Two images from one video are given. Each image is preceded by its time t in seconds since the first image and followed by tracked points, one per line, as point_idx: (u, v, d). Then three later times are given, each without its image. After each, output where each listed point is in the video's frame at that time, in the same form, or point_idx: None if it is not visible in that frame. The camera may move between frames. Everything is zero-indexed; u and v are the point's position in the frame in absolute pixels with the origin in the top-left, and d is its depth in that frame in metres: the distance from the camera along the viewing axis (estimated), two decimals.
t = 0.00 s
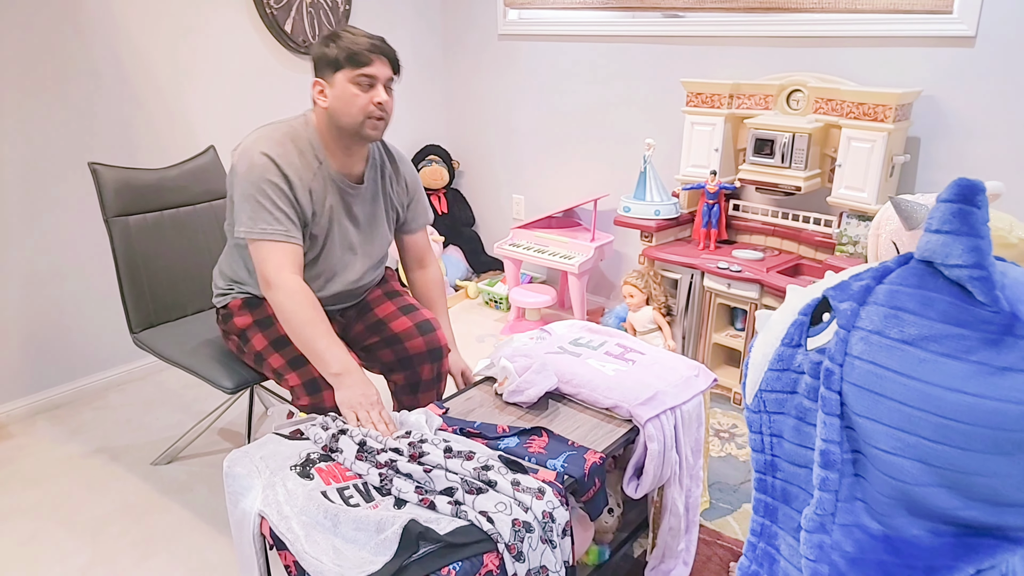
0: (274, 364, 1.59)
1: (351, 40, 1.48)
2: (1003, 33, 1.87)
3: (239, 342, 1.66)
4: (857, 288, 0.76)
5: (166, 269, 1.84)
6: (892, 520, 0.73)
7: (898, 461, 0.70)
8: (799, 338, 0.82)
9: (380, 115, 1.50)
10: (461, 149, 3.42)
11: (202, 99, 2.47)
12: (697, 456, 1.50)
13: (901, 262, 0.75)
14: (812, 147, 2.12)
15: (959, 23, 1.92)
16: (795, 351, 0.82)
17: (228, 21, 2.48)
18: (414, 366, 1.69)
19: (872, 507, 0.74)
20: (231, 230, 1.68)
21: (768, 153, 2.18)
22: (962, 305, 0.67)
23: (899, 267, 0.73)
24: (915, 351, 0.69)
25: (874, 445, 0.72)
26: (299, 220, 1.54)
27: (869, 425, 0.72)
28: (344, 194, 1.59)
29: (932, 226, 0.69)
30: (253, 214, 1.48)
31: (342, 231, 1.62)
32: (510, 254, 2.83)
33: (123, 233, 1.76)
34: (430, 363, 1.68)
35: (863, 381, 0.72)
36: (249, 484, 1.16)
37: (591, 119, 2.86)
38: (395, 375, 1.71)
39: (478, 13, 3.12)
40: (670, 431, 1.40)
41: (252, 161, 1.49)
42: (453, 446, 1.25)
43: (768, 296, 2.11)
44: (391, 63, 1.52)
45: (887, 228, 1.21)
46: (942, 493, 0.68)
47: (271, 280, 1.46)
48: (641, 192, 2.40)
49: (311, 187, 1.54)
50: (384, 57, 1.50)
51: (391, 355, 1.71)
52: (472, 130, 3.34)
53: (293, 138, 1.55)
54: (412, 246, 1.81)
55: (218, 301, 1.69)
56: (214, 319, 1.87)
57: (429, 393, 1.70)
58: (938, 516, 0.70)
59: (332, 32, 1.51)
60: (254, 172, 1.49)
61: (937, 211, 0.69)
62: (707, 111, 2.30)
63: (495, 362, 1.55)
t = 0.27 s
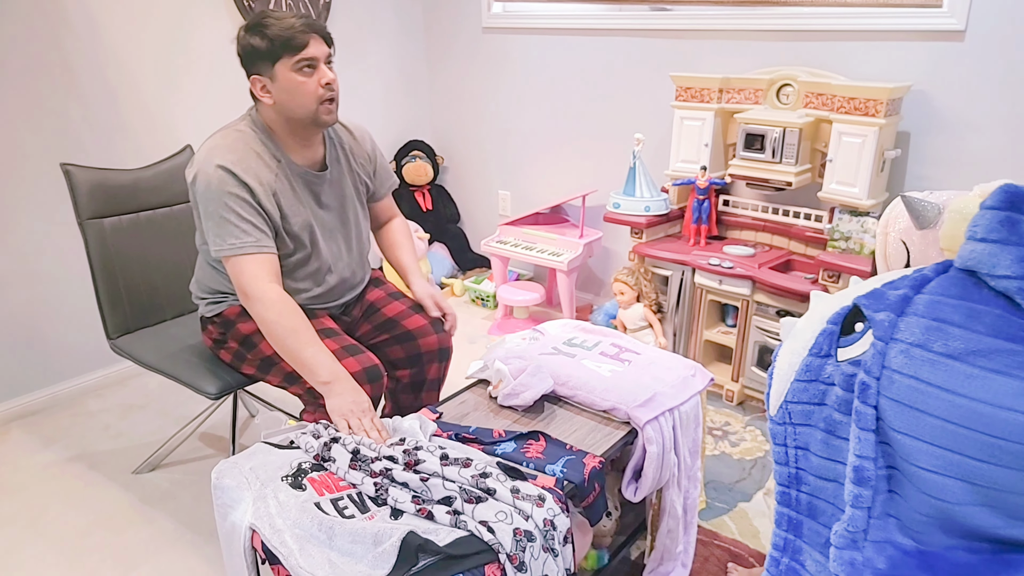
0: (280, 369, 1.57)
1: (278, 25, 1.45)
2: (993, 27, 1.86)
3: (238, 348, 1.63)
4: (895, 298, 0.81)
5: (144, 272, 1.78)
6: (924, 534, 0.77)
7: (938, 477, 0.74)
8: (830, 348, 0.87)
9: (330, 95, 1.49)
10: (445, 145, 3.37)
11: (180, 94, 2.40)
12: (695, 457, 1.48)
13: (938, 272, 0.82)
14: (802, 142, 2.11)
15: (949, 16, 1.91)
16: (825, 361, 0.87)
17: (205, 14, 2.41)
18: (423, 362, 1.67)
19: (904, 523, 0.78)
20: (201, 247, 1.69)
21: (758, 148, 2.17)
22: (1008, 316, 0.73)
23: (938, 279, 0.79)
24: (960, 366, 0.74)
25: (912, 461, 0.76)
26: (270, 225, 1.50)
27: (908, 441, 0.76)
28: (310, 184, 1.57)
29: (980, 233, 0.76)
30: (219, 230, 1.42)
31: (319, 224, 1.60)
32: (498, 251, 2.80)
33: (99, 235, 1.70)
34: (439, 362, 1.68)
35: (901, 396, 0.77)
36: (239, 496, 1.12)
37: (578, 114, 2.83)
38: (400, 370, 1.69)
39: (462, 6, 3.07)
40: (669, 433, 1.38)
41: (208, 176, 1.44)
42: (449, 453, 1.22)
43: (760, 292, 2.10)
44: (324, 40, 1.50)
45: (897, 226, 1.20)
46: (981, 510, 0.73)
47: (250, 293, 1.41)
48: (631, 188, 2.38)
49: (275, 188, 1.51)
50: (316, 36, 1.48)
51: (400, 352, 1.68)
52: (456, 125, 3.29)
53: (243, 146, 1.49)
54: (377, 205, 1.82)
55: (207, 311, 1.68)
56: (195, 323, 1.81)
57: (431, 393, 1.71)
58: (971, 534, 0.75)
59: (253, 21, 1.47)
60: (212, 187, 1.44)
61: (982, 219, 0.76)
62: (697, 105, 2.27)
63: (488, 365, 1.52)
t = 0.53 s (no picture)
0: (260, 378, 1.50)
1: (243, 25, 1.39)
2: (970, 24, 1.88)
3: (214, 358, 1.56)
4: (927, 305, 0.76)
5: (119, 279, 1.72)
6: (975, 543, 0.73)
7: (990, 487, 0.71)
8: (858, 361, 0.81)
9: (300, 96, 1.45)
10: (424, 143, 3.33)
11: (151, 94, 2.33)
12: (690, 457, 1.48)
13: (967, 276, 0.77)
14: (785, 140, 2.12)
15: (927, 14, 1.93)
16: (855, 375, 0.81)
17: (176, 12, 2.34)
18: (415, 365, 1.65)
19: (951, 536, 0.74)
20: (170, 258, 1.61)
21: (741, 146, 2.17)
22: None
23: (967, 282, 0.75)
24: (1007, 370, 0.70)
25: (960, 470, 0.72)
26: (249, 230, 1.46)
27: (955, 451, 0.72)
28: (286, 185, 1.52)
29: (1010, 237, 0.72)
30: (199, 241, 1.38)
31: (298, 226, 1.56)
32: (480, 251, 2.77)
33: (71, 242, 1.64)
34: (431, 364, 1.66)
35: (946, 406, 0.72)
36: (230, 511, 1.08)
37: (558, 112, 2.81)
38: (392, 371, 1.66)
39: (439, 3, 3.03)
40: (665, 434, 1.37)
41: (181, 187, 1.39)
42: (446, 461, 1.19)
43: (746, 289, 2.11)
44: (290, 38, 1.44)
45: (900, 224, 1.22)
46: None
47: (233, 302, 1.38)
48: (614, 186, 2.37)
49: (250, 193, 1.46)
50: (283, 35, 1.42)
51: (393, 354, 1.66)
52: (434, 124, 3.25)
53: (212, 152, 1.44)
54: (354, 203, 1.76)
55: (179, 322, 1.61)
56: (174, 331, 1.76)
57: (424, 397, 1.68)
58: None
59: (214, 19, 1.40)
60: (186, 197, 1.39)
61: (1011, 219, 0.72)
62: (679, 103, 2.27)
63: (480, 369, 1.51)
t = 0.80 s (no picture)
0: (214, 394, 1.44)
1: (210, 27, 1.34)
2: (931, 25, 1.94)
3: (173, 369, 1.49)
4: (918, 309, 0.78)
5: (81, 289, 1.65)
6: (1007, 538, 0.71)
7: (1012, 472, 0.70)
8: (860, 372, 0.81)
9: (269, 100, 1.40)
10: (391, 144, 3.29)
11: (109, 96, 2.25)
12: (674, 455, 1.49)
13: (947, 277, 0.80)
14: (755, 138, 2.15)
15: (889, 15, 1.98)
16: (859, 385, 0.80)
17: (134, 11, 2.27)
18: (392, 377, 1.61)
19: (981, 533, 0.71)
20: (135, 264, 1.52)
21: (712, 145, 2.19)
22: None
23: (946, 280, 0.78)
24: (1007, 356, 0.72)
25: (979, 462, 0.71)
26: (221, 238, 1.41)
27: (973, 443, 0.71)
28: (258, 189, 1.48)
29: (983, 233, 0.76)
30: (171, 252, 1.33)
31: (270, 231, 1.52)
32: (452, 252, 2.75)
33: (30, 252, 1.57)
34: (408, 377, 1.62)
35: (957, 400, 0.72)
36: (216, 527, 1.05)
37: (528, 112, 2.81)
38: (368, 385, 1.62)
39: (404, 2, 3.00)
40: (650, 433, 1.37)
41: (149, 198, 1.33)
42: (436, 468, 1.18)
43: (719, 286, 2.13)
44: (258, 41, 1.40)
45: (879, 223, 1.24)
46: None
47: (210, 313, 1.34)
48: (588, 186, 2.37)
49: (219, 201, 1.42)
50: (251, 38, 1.37)
51: (369, 365, 1.61)
52: (402, 124, 3.22)
53: (179, 160, 1.39)
54: (329, 206, 1.72)
55: (142, 331, 1.52)
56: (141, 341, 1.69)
57: (400, 410, 1.64)
58: None
59: (179, 21, 1.35)
60: (154, 208, 1.33)
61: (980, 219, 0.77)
62: (650, 103, 2.29)
63: (463, 373, 1.49)
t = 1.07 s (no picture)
0: (186, 400, 1.40)
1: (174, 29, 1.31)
2: (884, 24, 2.01)
3: (142, 376, 1.44)
4: (901, 284, 0.71)
5: (43, 297, 1.60)
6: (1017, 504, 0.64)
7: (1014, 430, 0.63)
8: (849, 350, 0.73)
9: (237, 105, 1.37)
10: (356, 144, 3.26)
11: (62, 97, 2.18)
12: (653, 448, 1.51)
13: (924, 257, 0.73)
14: (719, 134, 2.19)
15: (845, 14, 2.05)
16: (851, 363, 0.72)
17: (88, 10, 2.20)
18: (369, 382, 1.58)
19: (988, 498, 0.64)
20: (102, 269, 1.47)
21: (677, 142, 2.23)
22: (1010, 268, 0.67)
23: (923, 258, 0.72)
24: (994, 318, 0.66)
25: (975, 422, 0.64)
26: (192, 246, 1.39)
27: (969, 405, 0.64)
28: (229, 195, 1.45)
29: (952, 212, 0.70)
30: (139, 261, 1.30)
31: (242, 236, 1.50)
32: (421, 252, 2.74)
33: None
34: (385, 382, 1.59)
35: (949, 362, 0.65)
36: (202, 534, 1.03)
37: (494, 111, 2.81)
38: (344, 390, 1.59)
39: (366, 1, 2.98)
40: (630, 426, 1.39)
41: (114, 206, 1.30)
42: (423, 466, 1.17)
43: (688, 280, 2.17)
44: (227, 44, 1.36)
45: (848, 218, 1.28)
46: None
47: (182, 322, 1.31)
48: (557, 183, 2.39)
49: (190, 208, 1.39)
50: (218, 41, 1.34)
51: (345, 370, 1.58)
52: (366, 124, 3.19)
53: (146, 166, 1.35)
54: (305, 207, 1.70)
55: (110, 337, 1.47)
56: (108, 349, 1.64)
57: (377, 415, 1.61)
58: None
59: (143, 24, 1.32)
60: (121, 216, 1.30)
61: (946, 199, 0.70)
62: (616, 101, 2.32)
63: (443, 372, 1.49)
